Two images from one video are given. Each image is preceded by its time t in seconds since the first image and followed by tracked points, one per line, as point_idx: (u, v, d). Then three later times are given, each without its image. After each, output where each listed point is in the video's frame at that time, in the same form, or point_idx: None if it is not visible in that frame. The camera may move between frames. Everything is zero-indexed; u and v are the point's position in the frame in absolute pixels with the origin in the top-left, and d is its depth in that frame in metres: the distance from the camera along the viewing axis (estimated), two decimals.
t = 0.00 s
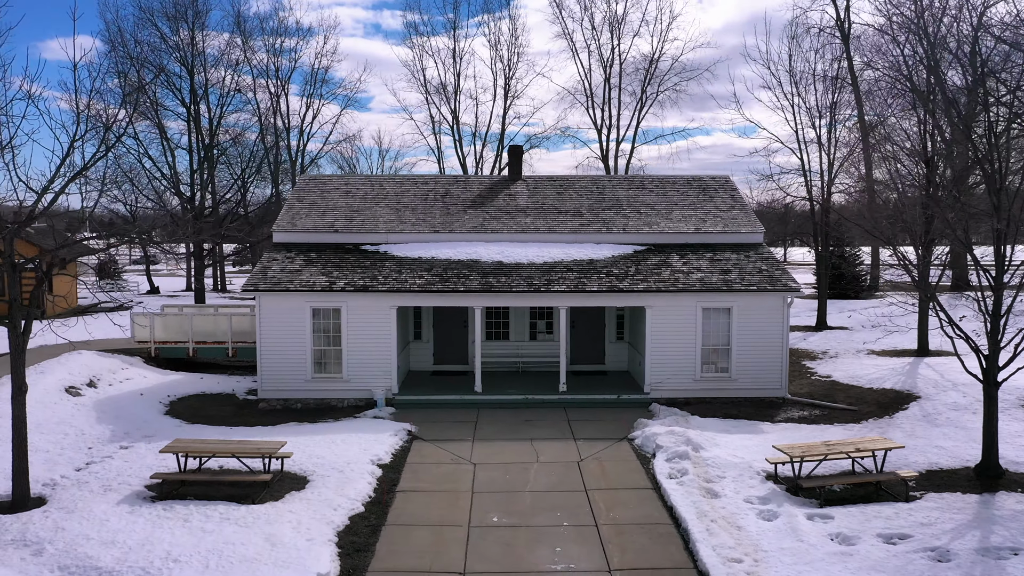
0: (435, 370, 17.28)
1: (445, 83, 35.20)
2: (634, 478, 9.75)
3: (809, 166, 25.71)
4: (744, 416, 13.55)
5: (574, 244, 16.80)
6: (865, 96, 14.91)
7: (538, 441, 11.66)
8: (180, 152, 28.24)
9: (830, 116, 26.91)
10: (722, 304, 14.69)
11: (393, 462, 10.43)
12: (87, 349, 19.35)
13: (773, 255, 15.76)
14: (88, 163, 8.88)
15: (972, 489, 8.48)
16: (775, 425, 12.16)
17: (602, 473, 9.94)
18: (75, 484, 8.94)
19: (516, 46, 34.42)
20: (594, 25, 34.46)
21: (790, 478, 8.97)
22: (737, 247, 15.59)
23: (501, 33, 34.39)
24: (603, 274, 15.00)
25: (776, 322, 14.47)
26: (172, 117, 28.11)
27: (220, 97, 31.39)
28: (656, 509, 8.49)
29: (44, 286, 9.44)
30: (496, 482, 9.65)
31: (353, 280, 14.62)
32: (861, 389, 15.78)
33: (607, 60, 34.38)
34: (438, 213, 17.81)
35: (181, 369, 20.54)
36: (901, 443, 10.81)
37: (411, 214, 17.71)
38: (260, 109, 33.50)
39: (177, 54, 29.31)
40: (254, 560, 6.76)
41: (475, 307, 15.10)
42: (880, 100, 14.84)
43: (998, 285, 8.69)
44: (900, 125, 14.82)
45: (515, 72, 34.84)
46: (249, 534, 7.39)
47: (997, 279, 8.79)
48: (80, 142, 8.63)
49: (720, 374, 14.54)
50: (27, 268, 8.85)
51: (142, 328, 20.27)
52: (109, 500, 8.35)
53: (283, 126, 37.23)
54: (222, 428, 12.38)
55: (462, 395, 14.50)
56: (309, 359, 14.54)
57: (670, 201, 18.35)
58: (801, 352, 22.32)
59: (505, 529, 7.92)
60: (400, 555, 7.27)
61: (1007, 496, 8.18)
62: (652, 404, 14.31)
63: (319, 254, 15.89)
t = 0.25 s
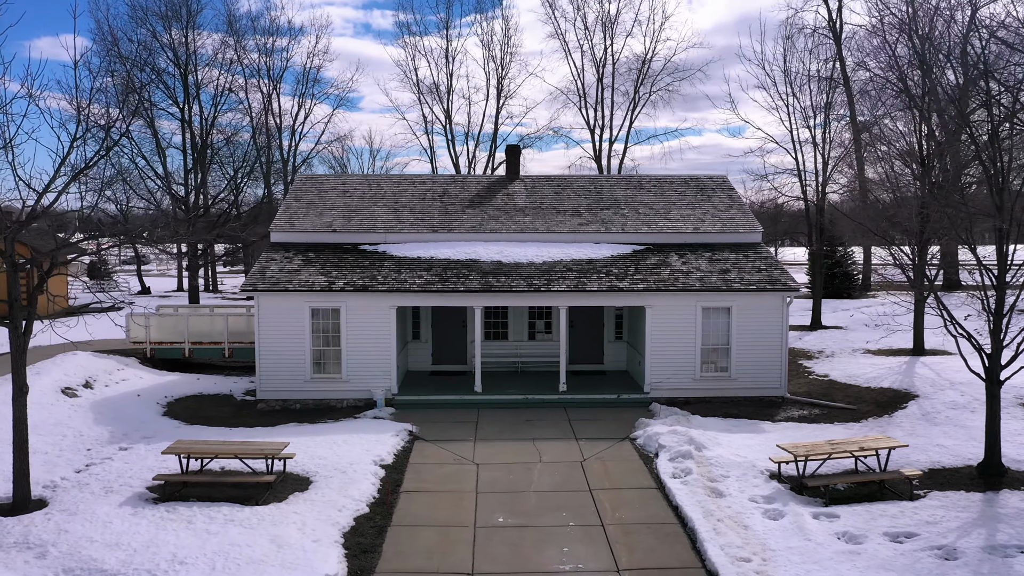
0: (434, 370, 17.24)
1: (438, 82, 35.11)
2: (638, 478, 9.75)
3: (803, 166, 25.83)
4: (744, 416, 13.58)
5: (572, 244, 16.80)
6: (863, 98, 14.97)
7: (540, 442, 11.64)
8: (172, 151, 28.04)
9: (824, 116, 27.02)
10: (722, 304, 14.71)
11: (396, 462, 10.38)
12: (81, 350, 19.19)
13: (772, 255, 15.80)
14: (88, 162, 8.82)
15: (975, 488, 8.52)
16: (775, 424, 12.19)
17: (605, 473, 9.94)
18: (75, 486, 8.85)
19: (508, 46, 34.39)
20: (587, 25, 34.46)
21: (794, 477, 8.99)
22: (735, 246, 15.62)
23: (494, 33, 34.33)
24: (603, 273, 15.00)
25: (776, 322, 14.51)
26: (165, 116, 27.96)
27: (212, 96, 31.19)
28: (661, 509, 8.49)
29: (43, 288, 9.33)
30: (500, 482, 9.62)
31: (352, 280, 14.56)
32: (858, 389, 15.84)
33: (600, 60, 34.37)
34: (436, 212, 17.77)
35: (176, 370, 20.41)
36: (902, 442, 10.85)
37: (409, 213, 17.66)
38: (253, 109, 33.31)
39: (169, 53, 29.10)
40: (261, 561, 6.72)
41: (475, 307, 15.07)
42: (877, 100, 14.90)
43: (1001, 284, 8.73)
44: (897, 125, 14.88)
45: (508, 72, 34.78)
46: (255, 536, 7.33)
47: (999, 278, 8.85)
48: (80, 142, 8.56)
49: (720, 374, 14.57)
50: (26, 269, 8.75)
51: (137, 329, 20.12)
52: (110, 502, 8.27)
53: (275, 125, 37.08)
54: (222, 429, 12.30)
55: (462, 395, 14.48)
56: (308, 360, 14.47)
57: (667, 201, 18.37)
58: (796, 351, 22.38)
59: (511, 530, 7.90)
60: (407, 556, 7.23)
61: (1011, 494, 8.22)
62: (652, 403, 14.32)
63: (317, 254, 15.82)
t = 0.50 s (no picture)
0: (433, 370, 17.21)
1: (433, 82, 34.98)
2: (641, 477, 9.75)
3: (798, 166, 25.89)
4: (744, 415, 13.61)
5: (571, 244, 16.79)
6: (860, 97, 15.02)
7: (542, 441, 11.63)
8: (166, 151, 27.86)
9: (819, 116, 27.08)
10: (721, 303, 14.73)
11: (398, 463, 10.35)
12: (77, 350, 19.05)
13: (770, 255, 15.83)
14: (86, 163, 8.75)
15: (978, 486, 8.55)
16: (776, 423, 12.22)
17: (609, 473, 9.93)
18: (77, 488, 8.79)
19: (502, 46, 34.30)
20: (581, 25, 34.42)
21: (797, 476, 9.00)
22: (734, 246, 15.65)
23: (489, 32, 34.22)
24: (602, 273, 15.00)
25: (776, 321, 14.55)
26: (159, 116, 27.81)
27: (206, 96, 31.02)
28: (666, 509, 8.49)
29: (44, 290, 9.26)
30: (504, 482, 9.61)
31: (351, 280, 14.51)
32: (857, 388, 15.89)
33: (594, 60, 34.33)
34: (435, 212, 17.72)
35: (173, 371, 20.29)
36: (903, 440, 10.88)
37: (408, 213, 17.60)
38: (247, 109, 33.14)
39: (162, 52, 28.91)
40: (267, 563, 6.68)
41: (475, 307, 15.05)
42: (875, 100, 14.93)
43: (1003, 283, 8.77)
44: (894, 125, 14.92)
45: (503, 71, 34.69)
46: (260, 537, 7.29)
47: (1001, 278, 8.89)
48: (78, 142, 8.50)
49: (720, 373, 14.59)
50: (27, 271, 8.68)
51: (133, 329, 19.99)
52: (113, 504, 8.21)
53: (268, 126, 36.92)
54: (221, 430, 12.23)
55: (463, 395, 14.45)
56: (307, 360, 14.41)
57: (666, 201, 18.37)
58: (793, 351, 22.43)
59: (517, 530, 7.89)
60: (413, 557, 7.20)
61: (1014, 492, 8.26)
62: (652, 403, 14.33)
63: (316, 253, 15.76)
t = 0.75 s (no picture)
0: (431, 370, 17.16)
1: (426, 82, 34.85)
2: (644, 477, 9.75)
3: (792, 166, 25.95)
4: (743, 415, 13.64)
5: (569, 244, 16.78)
6: (857, 99, 15.08)
7: (543, 442, 11.62)
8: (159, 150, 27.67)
9: (813, 116, 27.14)
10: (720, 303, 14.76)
11: (400, 464, 10.31)
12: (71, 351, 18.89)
13: (768, 255, 15.87)
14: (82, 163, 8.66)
15: (980, 485, 8.59)
16: (776, 423, 12.25)
17: (611, 473, 9.93)
18: (76, 490, 8.69)
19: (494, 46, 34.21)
20: (574, 25, 34.39)
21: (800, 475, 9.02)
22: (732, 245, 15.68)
23: (481, 32, 34.08)
24: (601, 273, 15.00)
25: (774, 320, 14.58)
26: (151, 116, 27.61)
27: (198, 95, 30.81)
28: (670, 509, 8.48)
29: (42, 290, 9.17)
30: (507, 483, 9.59)
31: (350, 280, 14.45)
32: (854, 387, 15.95)
33: (586, 60, 34.27)
34: (432, 212, 17.68)
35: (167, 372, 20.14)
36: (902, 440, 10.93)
37: (405, 213, 17.55)
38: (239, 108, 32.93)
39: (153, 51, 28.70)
40: (272, 565, 6.63)
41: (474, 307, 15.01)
42: (872, 101, 14.98)
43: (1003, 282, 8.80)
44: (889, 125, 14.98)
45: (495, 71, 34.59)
46: (264, 539, 7.23)
47: (1002, 277, 8.92)
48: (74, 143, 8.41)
49: (718, 373, 14.62)
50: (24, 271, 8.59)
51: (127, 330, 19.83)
52: (113, 506, 8.12)
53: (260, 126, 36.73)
54: (220, 431, 12.14)
55: (462, 395, 14.42)
56: (306, 361, 14.34)
57: (663, 201, 18.38)
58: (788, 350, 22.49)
59: (522, 531, 7.86)
60: (419, 558, 7.16)
61: (1016, 491, 8.30)
62: (652, 403, 14.33)
63: (314, 254, 15.69)
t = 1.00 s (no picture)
0: (428, 370, 17.11)
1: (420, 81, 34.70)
2: (646, 477, 9.74)
3: (787, 167, 25.98)
4: (742, 414, 13.65)
5: (567, 244, 16.76)
6: (854, 99, 15.12)
7: (543, 442, 11.60)
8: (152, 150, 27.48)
9: (807, 117, 27.18)
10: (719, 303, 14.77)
11: (400, 464, 10.26)
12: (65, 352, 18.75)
13: (766, 255, 15.89)
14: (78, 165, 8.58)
15: (981, 485, 8.61)
16: (775, 422, 12.27)
17: (612, 473, 9.92)
18: (75, 492, 8.61)
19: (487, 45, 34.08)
20: (567, 25, 34.32)
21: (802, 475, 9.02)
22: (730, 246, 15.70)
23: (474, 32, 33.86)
24: (600, 273, 14.99)
25: (772, 320, 14.61)
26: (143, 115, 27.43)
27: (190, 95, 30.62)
28: (673, 509, 8.47)
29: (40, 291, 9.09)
30: (508, 483, 9.56)
31: (348, 280, 14.40)
32: (851, 387, 15.99)
33: (579, 60, 34.22)
34: (430, 212, 17.63)
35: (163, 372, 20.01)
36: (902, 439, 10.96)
37: (402, 213, 17.49)
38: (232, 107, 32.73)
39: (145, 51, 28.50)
40: (276, 568, 6.58)
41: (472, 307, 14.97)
42: (869, 102, 15.02)
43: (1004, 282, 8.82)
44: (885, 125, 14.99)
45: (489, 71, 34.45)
46: (266, 541, 7.18)
47: (1002, 277, 8.94)
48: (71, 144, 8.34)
49: (717, 372, 14.64)
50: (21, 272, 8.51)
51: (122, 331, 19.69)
52: (114, 508, 8.05)
53: (252, 126, 36.55)
54: (218, 432, 12.07)
55: (460, 395, 14.38)
56: (303, 361, 14.27)
57: (660, 201, 18.38)
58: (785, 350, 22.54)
59: (526, 531, 7.84)
60: (423, 560, 7.12)
61: (1018, 490, 8.32)
62: (650, 403, 14.33)
63: (311, 254, 15.62)
